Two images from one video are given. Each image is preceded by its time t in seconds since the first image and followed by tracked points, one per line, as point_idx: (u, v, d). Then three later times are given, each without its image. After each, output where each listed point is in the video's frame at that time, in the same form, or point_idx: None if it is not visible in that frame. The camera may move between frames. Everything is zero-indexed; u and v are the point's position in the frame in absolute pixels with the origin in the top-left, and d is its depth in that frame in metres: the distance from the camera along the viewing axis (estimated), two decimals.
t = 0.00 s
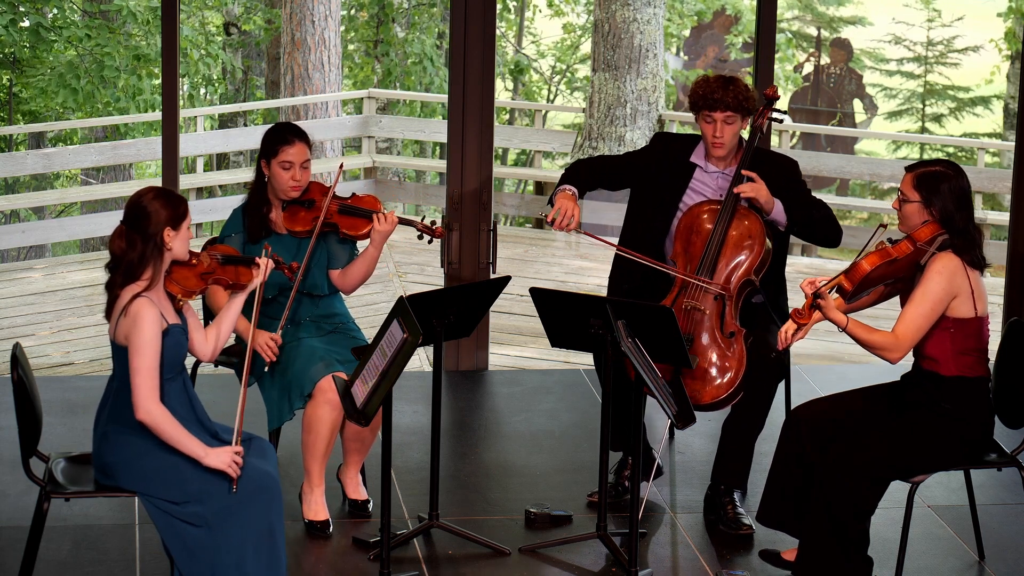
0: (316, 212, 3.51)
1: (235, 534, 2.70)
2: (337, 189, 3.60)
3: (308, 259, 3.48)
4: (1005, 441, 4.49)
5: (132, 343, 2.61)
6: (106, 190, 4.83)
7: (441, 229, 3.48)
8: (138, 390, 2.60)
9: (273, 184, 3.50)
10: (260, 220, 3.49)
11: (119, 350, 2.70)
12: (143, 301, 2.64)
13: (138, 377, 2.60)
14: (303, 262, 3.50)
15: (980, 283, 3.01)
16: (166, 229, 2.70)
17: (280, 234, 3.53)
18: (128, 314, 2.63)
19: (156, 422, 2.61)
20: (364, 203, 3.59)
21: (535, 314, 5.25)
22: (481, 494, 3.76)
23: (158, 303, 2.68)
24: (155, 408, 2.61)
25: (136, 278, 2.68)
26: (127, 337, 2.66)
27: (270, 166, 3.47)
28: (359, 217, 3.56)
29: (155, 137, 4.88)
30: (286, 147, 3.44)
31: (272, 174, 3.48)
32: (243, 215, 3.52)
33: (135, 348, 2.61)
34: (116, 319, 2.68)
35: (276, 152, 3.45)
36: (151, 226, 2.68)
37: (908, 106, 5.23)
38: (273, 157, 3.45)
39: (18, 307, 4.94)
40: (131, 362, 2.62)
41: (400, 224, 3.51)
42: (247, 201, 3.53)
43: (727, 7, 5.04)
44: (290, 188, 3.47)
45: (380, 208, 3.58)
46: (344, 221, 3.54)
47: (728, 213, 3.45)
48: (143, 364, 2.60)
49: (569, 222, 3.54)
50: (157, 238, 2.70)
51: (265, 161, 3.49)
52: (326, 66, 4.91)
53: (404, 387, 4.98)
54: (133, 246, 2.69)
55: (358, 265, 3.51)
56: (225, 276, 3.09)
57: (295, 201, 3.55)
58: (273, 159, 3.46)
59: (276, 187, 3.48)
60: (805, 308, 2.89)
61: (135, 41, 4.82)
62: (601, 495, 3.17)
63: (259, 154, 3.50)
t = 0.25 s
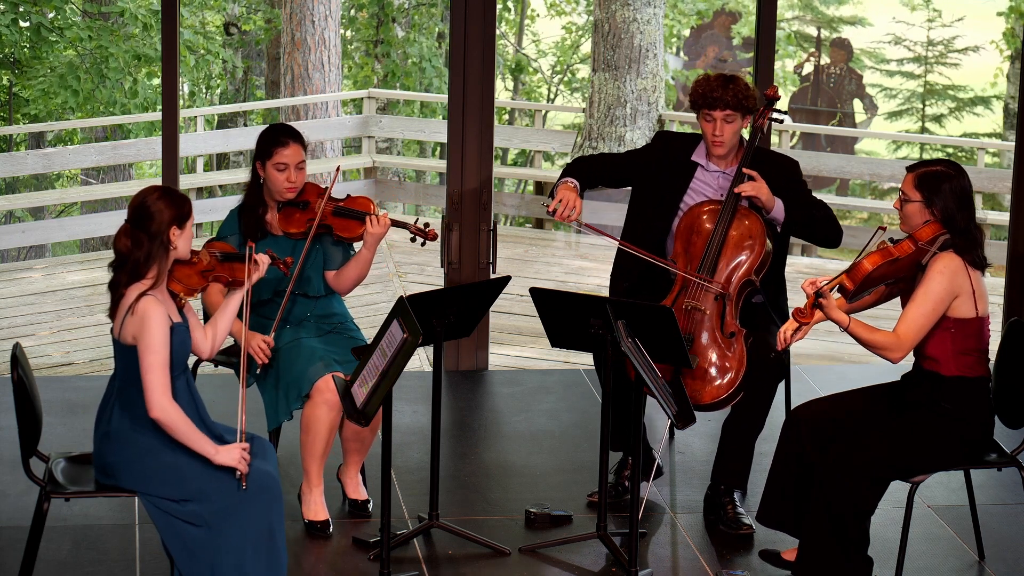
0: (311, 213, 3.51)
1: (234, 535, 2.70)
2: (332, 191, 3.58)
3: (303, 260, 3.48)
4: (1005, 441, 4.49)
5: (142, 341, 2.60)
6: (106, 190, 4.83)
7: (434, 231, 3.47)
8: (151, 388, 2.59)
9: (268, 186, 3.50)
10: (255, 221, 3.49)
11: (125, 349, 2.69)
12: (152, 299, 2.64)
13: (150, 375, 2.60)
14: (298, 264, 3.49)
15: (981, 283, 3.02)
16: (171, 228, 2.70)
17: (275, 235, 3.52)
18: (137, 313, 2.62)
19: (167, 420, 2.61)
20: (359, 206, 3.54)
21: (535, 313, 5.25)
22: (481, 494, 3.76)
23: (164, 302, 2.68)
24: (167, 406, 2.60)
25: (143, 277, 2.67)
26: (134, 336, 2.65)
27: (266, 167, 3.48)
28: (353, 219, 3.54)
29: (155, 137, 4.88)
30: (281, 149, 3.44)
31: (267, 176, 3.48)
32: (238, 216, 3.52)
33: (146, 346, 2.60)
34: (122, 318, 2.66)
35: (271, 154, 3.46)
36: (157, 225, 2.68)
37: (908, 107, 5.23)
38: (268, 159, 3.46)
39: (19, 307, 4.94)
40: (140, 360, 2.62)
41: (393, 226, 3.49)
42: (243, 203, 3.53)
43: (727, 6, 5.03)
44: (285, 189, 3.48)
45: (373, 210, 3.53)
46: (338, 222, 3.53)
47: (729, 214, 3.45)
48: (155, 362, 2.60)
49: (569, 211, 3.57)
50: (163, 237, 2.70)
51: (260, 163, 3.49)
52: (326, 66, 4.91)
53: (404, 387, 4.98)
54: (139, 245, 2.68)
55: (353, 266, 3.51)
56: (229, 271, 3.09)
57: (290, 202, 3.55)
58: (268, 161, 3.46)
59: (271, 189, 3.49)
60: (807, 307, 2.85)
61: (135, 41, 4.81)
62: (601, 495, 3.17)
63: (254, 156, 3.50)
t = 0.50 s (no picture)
0: (307, 214, 3.50)
1: (235, 535, 2.70)
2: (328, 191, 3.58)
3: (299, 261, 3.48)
4: (1005, 441, 4.49)
5: (149, 340, 2.60)
6: (106, 189, 4.83)
7: (430, 232, 3.47)
8: (159, 386, 2.59)
9: (265, 187, 3.50)
10: (251, 222, 3.48)
11: (129, 348, 2.68)
12: (157, 298, 2.64)
13: (157, 374, 2.59)
14: (294, 265, 3.49)
15: (981, 283, 3.02)
16: (174, 228, 2.70)
17: (271, 236, 3.52)
18: (142, 312, 2.62)
19: (174, 418, 2.61)
20: (352, 206, 3.56)
21: (535, 313, 5.25)
22: (481, 494, 3.76)
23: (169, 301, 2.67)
24: (175, 403, 2.60)
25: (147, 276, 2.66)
26: (139, 335, 2.65)
27: (262, 168, 3.47)
28: (349, 219, 3.54)
29: (155, 137, 4.87)
30: (278, 149, 3.44)
31: (263, 176, 3.48)
32: (234, 217, 3.51)
33: (154, 344, 2.60)
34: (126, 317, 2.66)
35: (267, 154, 3.45)
36: (160, 224, 2.68)
37: (908, 107, 5.23)
38: (264, 159, 3.45)
39: (19, 307, 4.94)
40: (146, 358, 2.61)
41: (389, 227, 3.49)
42: (239, 204, 3.52)
43: (727, 6, 5.03)
44: (281, 189, 3.47)
45: (367, 210, 3.55)
46: (334, 223, 3.53)
47: (729, 214, 3.45)
48: (162, 360, 2.60)
49: (570, 204, 3.58)
50: (165, 236, 2.69)
51: (256, 163, 3.49)
52: (326, 66, 4.92)
53: (404, 387, 4.98)
54: (143, 245, 2.67)
55: (350, 267, 3.52)
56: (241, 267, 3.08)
57: (286, 203, 3.54)
58: (264, 161, 3.46)
59: (268, 190, 3.48)
60: (808, 307, 2.85)
61: (135, 41, 4.81)
62: (601, 495, 3.17)
63: (250, 157, 3.49)
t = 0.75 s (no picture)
0: (305, 217, 3.51)
1: (235, 535, 2.70)
2: (325, 192, 3.57)
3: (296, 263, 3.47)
4: (1005, 441, 4.49)
5: (153, 337, 2.60)
6: (106, 190, 4.83)
7: (426, 235, 3.45)
8: (162, 384, 2.59)
9: (262, 188, 3.49)
10: (248, 224, 3.48)
11: (131, 346, 2.68)
12: (159, 296, 2.64)
13: (161, 371, 2.59)
14: (292, 267, 3.49)
15: (981, 283, 3.02)
16: (175, 226, 2.70)
17: (268, 237, 3.51)
18: (145, 309, 2.62)
19: (178, 415, 2.60)
20: (349, 207, 3.55)
21: (535, 313, 5.25)
22: (481, 494, 3.76)
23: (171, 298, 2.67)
24: (179, 400, 2.60)
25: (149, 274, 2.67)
26: (142, 333, 2.65)
27: (258, 170, 3.46)
28: (346, 221, 3.53)
29: (155, 137, 4.87)
30: (274, 151, 3.43)
31: (260, 178, 3.47)
32: (232, 218, 3.51)
33: (157, 341, 2.60)
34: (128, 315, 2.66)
35: (264, 156, 3.45)
36: (161, 222, 2.68)
37: (908, 106, 5.23)
38: (260, 161, 3.44)
39: (19, 307, 4.94)
40: (150, 356, 2.61)
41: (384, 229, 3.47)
42: (237, 204, 3.52)
43: (726, 7, 5.04)
44: (278, 191, 3.47)
45: (363, 211, 3.54)
46: (331, 225, 3.53)
47: (729, 214, 3.45)
48: (166, 357, 2.60)
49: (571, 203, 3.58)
50: (166, 235, 2.69)
51: (253, 164, 3.48)
52: (326, 66, 4.92)
53: (404, 387, 4.98)
54: (144, 244, 2.67)
55: (347, 269, 3.51)
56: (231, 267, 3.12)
57: (283, 204, 3.54)
58: (261, 163, 3.45)
59: (265, 191, 3.48)
60: (809, 308, 2.85)
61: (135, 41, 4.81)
62: (601, 495, 3.17)
63: (247, 158, 3.49)
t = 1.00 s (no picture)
0: (303, 216, 3.50)
1: (235, 535, 2.71)
2: (324, 193, 3.57)
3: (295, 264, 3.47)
4: (1005, 441, 4.49)
5: (155, 336, 2.60)
6: (106, 190, 4.83)
7: (424, 235, 3.46)
8: (163, 382, 2.59)
9: (260, 188, 3.49)
10: (247, 224, 3.48)
11: (132, 345, 2.68)
12: (161, 295, 2.64)
13: (163, 370, 2.59)
14: (291, 267, 3.49)
15: (982, 283, 3.02)
16: (176, 225, 2.70)
17: (267, 237, 3.51)
18: (146, 308, 2.62)
19: (179, 414, 2.60)
20: (347, 207, 3.55)
21: (535, 313, 5.25)
22: (481, 494, 3.76)
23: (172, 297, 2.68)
24: (180, 399, 2.60)
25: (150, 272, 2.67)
26: (143, 332, 2.65)
27: (257, 170, 3.46)
28: (344, 222, 3.53)
29: (155, 137, 4.88)
30: (273, 151, 3.43)
31: (259, 178, 3.47)
32: (231, 219, 3.52)
33: (160, 339, 2.60)
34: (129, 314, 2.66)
35: (263, 157, 3.45)
36: (161, 221, 2.68)
37: (908, 106, 5.23)
38: (259, 162, 3.44)
39: (19, 307, 4.94)
40: (151, 355, 2.61)
41: (382, 228, 3.47)
42: (236, 205, 3.52)
43: (726, 7, 5.03)
44: (276, 192, 3.47)
45: (360, 212, 3.54)
46: (329, 225, 3.52)
47: (728, 214, 3.46)
48: (168, 355, 2.60)
49: (570, 211, 3.62)
50: (167, 234, 2.69)
51: (252, 165, 3.48)
52: (326, 66, 4.92)
53: (404, 387, 4.98)
54: (145, 243, 2.67)
55: (346, 269, 3.51)
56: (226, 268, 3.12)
57: (282, 205, 3.54)
58: (260, 163, 3.45)
59: (263, 191, 3.48)
60: (811, 309, 2.89)
61: (135, 43, 4.81)
62: (601, 495, 3.17)
63: (246, 158, 3.49)
